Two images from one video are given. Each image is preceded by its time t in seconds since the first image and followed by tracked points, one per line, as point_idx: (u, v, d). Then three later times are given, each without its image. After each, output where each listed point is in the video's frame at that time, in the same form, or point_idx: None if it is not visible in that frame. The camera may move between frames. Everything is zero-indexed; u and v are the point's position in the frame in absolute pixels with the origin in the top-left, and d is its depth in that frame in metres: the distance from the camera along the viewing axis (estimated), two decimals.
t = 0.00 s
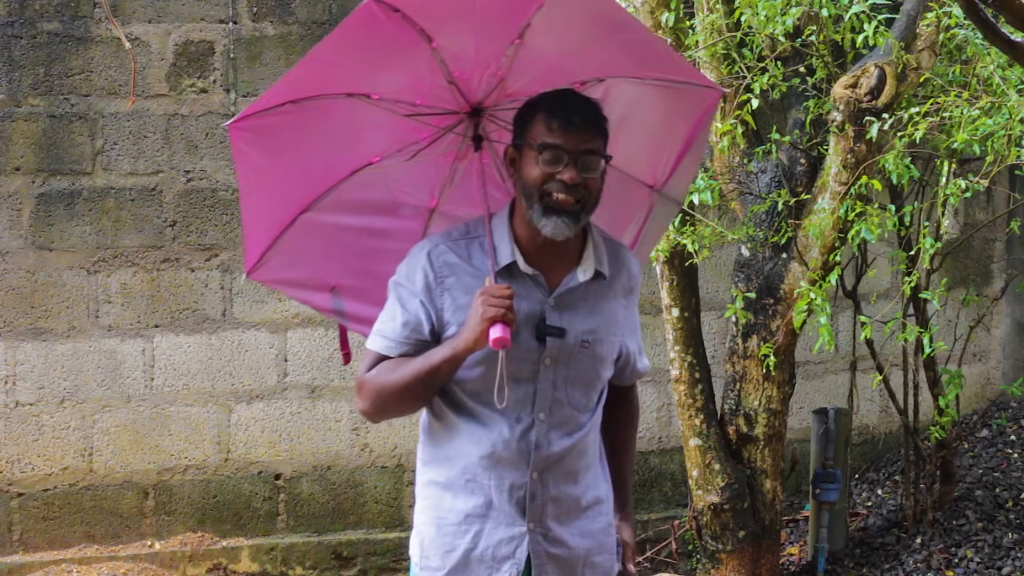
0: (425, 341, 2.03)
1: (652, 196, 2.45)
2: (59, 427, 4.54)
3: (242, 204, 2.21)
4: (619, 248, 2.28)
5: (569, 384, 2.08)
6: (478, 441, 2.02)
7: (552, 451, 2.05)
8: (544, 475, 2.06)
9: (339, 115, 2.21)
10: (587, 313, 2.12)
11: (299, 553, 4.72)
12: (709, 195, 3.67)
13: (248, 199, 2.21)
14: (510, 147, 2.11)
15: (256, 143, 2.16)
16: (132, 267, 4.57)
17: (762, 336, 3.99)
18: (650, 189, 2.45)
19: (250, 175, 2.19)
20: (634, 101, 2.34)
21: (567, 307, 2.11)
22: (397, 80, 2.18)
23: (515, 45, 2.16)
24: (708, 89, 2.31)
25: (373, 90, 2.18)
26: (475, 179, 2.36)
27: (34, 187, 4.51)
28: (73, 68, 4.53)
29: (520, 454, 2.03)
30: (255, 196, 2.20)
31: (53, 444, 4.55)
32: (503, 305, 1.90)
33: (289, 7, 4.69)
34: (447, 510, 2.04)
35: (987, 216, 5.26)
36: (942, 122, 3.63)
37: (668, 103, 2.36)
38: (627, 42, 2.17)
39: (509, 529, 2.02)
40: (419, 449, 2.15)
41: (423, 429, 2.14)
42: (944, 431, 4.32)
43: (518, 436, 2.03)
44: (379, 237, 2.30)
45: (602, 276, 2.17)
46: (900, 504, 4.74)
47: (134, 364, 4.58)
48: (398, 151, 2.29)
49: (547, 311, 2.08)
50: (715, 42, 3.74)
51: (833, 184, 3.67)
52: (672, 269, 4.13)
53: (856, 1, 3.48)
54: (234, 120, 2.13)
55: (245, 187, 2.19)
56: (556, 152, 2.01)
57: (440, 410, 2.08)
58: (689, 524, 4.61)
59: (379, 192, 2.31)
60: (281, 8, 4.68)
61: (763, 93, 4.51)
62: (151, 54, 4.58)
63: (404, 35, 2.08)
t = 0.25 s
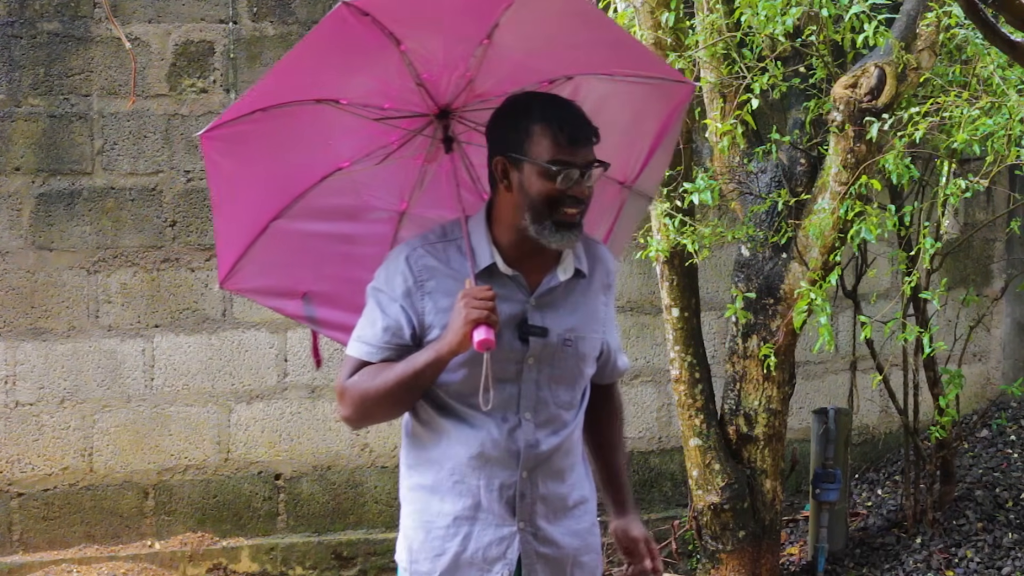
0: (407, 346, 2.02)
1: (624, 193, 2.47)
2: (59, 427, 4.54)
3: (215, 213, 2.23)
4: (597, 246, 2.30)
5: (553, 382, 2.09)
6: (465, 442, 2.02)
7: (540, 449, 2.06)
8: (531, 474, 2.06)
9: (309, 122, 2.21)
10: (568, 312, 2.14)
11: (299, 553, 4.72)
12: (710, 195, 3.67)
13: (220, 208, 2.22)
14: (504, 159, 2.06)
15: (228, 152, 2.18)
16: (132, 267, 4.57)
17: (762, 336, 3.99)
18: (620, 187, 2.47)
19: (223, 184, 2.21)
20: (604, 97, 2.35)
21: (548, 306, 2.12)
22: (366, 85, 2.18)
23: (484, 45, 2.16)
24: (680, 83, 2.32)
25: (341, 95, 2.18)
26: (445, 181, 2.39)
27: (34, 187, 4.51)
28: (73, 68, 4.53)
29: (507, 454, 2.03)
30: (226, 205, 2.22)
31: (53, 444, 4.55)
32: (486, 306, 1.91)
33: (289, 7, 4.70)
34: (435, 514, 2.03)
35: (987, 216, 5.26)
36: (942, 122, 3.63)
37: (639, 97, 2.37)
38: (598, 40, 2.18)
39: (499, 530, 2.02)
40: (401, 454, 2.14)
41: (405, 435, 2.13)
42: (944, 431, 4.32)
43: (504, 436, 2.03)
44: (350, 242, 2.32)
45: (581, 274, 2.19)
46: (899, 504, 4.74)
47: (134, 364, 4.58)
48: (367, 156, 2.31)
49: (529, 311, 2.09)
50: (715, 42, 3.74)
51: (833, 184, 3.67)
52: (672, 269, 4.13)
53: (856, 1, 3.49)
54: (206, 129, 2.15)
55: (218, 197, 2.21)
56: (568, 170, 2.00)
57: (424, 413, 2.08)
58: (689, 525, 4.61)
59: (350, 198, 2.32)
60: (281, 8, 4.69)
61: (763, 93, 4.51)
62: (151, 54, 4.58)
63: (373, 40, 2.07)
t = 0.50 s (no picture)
0: (390, 349, 2.03)
1: (604, 196, 2.54)
2: (59, 427, 4.54)
3: (196, 213, 2.25)
4: (580, 248, 2.31)
5: (537, 384, 2.10)
6: (451, 446, 2.02)
7: (527, 451, 2.06)
8: (518, 476, 2.07)
9: (289, 123, 2.23)
10: (552, 314, 2.14)
11: (299, 553, 4.72)
12: (710, 195, 3.67)
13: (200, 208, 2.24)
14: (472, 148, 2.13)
15: (209, 152, 2.20)
16: (132, 267, 4.58)
17: (762, 337, 3.99)
18: (602, 189, 2.54)
19: (203, 184, 2.23)
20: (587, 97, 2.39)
21: (532, 308, 2.12)
22: (347, 85, 2.20)
23: (466, 46, 2.18)
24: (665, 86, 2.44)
25: (322, 95, 2.20)
26: (425, 183, 2.41)
27: (34, 187, 4.51)
28: (73, 68, 4.53)
29: (494, 456, 2.04)
30: (207, 205, 2.24)
31: (53, 444, 4.55)
32: (470, 310, 1.91)
33: (289, 7, 4.70)
34: (421, 518, 2.02)
35: (987, 216, 5.26)
36: (942, 122, 3.63)
37: (621, 101, 2.45)
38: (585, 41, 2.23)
39: (487, 533, 2.02)
40: (385, 458, 2.14)
41: (389, 438, 2.13)
42: (944, 432, 4.32)
43: (490, 438, 2.03)
44: (329, 244, 2.33)
45: (564, 276, 2.20)
46: (900, 504, 4.74)
47: (134, 364, 4.58)
48: (346, 158, 2.32)
49: (513, 313, 2.10)
50: (714, 42, 3.74)
51: (833, 184, 3.67)
52: (672, 269, 4.13)
53: (856, 1, 3.48)
54: (187, 129, 2.17)
55: (197, 197, 2.24)
56: (527, 149, 2.04)
57: (408, 416, 2.08)
58: (689, 525, 4.61)
59: (329, 199, 2.34)
60: (281, 8, 4.69)
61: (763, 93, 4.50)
62: (151, 54, 4.58)
63: (353, 40, 2.09)
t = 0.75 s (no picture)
0: (375, 351, 2.02)
1: (586, 197, 2.57)
2: (59, 427, 4.54)
3: (178, 214, 2.23)
4: (565, 252, 2.33)
5: (523, 387, 2.11)
6: (440, 448, 2.02)
7: (515, 453, 2.07)
8: (507, 478, 2.08)
9: (272, 124, 2.24)
10: (538, 317, 2.15)
11: (299, 552, 4.72)
12: (710, 195, 3.67)
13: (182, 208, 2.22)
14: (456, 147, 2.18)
15: (193, 153, 2.18)
16: (132, 267, 4.58)
17: (762, 337, 3.99)
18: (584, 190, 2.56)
19: (186, 186, 2.21)
20: (571, 97, 2.42)
21: (518, 311, 2.13)
22: (331, 85, 2.21)
23: (451, 47, 2.21)
24: (651, 88, 2.42)
25: (306, 96, 2.21)
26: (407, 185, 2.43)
27: (34, 187, 4.51)
28: (73, 68, 4.53)
29: (482, 459, 2.05)
30: (189, 206, 2.22)
31: (53, 444, 4.55)
32: (458, 310, 1.92)
33: (289, 7, 4.70)
34: (410, 522, 2.01)
35: (987, 216, 5.26)
36: (942, 122, 3.63)
37: (606, 101, 2.45)
38: (565, 41, 2.24)
39: (476, 536, 2.03)
40: (371, 462, 2.12)
41: (375, 442, 2.12)
42: (944, 431, 4.32)
43: (478, 441, 2.04)
44: (311, 245, 2.34)
45: (550, 279, 2.21)
46: (900, 504, 4.74)
47: (134, 364, 4.58)
48: (328, 159, 2.34)
49: (499, 316, 2.11)
50: (715, 42, 3.74)
51: (833, 184, 3.67)
52: (672, 269, 4.13)
53: (856, 1, 3.48)
54: (172, 130, 2.15)
55: (180, 199, 2.21)
56: (500, 139, 2.07)
57: (394, 419, 2.07)
58: (689, 525, 4.61)
59: (311, 201, 2.34)
60: (281, 8, 4.70)
61: (763, 93, 4.51)
62: (151, 54, 4.58)
63: (338, 40, 2.11)
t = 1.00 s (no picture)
0: (363, 353, 2.02)
1: (574, 202, 2.58)
2: (59, 427, 4.54)
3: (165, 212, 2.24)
4: (552, 254, 2.33)
5: (512, 388, 2.11)
6: (429, 451, 2.02)
7: (505, 455, 2.07)
8: (498, 480, 2.08)
9: (260, 124, 2.24)
10: (526, 319, 2.16)
11: (299, 552, 4.72)
12: (710, 195, 3.67)
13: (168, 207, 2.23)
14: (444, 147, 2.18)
15: (180, 152, 2.19)
16: (132, 267, 4.58)
17: (762, 337, 3.99)
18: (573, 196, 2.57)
19: (173, 185, 2.22)
20: (560, 102, 2.43)
21: (506, 313, 2.14)
22: (319, 86, 2.21)
23: (440, 49, 2.20)
24: (640, 92, 2.41)
25: (294, 97, 2.22)
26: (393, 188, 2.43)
27: (34, 187, 4.50)
28: (73, 68, 4.53)
29: (472, 461, 2.05)
30: (175, 205, 2.23)
31: (53, 444, 4.54)
32: (446, 312, 1.92)
33: (290, 7, 4.70)
34: (399, 526, 2.00)
35: (987, 216, 5.26)
36: (942, 122, 3.63)
37: (596, 107, 2.46)
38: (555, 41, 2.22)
39: (467, 538, 2.03)
40: (359, 466, 2.12)
41: (363, 445, 2.11)
42: (944, 431, 4.32)
43: (468, 443, 2.04)
44: (297, 247, 2.35)
45: (538, 280, 2.21)
46: (899, 504, 4.75)
47: (134, 364, 4.58)
48: (316, 160, 2.34)
49: (486, 318, 2.11)
50: (715, 42, 3.74)
51: (833, 184, 3.67)
52: (672, 269, 4.13)
53: (857, 1, 3.49)
54: (160, 129, 2.15)
55: (167, 198, 2.23)
56: (489, 140, 2.07)
57: (382, 423, 2.07)
58: (689, 525, 4.61)
59: (298, 202, 2.35)
60: (281, 8, 4.70)
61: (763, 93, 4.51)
62: (151, 54, 4.57)
63: (326, 41, 2.11)
